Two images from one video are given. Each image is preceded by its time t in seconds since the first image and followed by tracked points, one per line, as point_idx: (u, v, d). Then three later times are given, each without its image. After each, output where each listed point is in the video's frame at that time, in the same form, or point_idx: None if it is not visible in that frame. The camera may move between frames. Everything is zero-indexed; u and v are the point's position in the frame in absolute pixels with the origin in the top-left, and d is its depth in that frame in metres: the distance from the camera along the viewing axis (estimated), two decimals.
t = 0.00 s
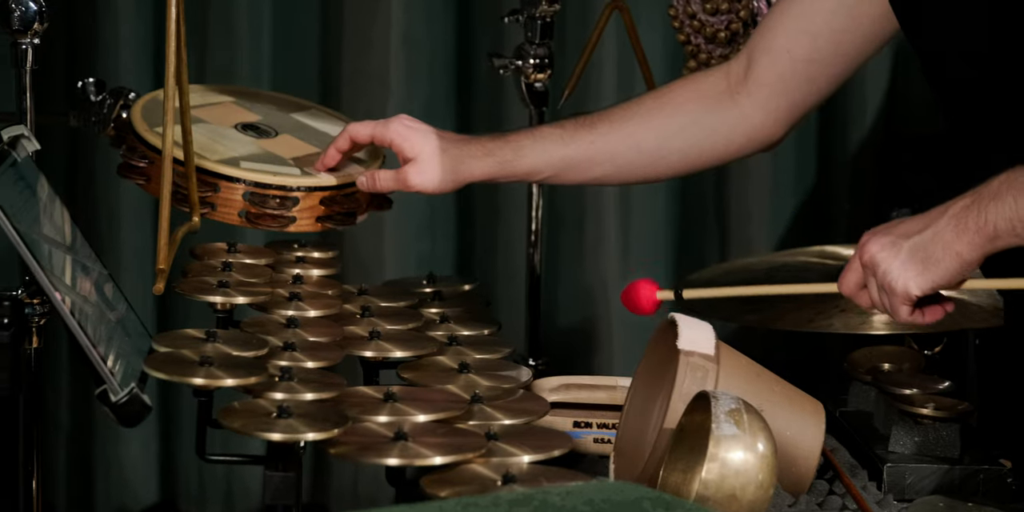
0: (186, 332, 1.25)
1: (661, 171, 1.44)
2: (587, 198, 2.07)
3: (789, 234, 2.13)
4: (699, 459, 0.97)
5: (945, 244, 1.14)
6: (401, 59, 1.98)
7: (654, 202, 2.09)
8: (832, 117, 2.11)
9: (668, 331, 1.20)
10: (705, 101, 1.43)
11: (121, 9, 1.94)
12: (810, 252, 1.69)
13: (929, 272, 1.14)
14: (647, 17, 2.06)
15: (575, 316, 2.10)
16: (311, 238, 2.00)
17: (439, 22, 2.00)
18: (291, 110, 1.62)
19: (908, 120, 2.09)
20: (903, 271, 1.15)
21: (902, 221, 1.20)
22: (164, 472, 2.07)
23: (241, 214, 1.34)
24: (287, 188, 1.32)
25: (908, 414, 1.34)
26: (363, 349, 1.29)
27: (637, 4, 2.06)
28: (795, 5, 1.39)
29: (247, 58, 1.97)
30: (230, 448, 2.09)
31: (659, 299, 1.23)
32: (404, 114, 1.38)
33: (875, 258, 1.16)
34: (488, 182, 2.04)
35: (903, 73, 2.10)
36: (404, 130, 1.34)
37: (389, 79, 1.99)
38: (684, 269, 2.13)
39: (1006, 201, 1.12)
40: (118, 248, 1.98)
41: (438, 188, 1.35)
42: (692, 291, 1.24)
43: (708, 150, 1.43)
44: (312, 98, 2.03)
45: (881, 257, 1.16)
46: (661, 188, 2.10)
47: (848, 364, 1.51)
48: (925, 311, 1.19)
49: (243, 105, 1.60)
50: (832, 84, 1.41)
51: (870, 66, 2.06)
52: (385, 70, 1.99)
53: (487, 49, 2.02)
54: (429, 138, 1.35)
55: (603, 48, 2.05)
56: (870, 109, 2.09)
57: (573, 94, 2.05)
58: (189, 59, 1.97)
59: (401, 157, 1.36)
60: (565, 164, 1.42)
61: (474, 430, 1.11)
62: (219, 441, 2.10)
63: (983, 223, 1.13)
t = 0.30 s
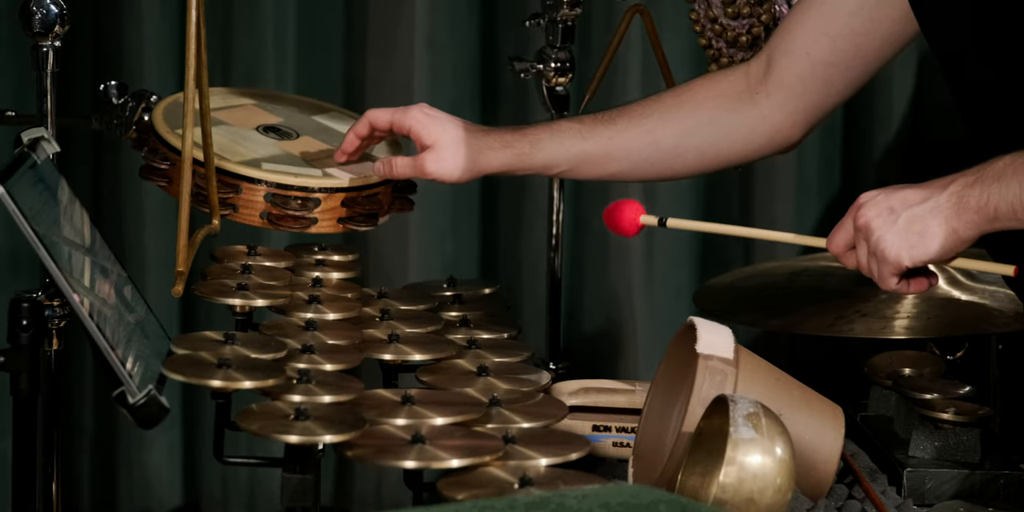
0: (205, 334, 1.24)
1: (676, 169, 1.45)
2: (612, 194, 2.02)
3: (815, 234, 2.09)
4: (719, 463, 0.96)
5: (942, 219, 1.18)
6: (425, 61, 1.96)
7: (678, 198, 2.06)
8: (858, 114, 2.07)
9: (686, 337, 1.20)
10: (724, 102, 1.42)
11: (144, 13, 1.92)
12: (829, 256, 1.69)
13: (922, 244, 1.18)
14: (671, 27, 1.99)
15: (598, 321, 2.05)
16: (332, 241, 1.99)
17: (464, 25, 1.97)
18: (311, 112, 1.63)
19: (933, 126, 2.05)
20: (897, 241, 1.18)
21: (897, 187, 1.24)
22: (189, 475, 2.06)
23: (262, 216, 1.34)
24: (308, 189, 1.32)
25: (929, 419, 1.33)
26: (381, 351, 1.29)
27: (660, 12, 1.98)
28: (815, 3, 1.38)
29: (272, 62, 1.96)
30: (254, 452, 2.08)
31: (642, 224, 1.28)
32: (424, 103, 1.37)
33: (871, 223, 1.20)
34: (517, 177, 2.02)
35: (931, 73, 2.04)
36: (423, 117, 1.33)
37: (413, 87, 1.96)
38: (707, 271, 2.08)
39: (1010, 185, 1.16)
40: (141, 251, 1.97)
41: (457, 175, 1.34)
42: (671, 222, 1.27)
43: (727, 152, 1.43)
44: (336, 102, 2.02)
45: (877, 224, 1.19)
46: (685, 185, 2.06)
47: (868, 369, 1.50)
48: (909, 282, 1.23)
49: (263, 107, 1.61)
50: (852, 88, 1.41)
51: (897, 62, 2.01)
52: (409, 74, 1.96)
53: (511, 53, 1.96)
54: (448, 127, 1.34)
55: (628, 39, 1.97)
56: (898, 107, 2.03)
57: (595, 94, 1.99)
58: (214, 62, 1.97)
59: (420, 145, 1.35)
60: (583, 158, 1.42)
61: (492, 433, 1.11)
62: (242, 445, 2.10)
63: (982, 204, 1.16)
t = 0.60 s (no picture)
0: (226, 340, 1.24)
1: (700, 174, 1.44)
2: (634, 198, 2.02)
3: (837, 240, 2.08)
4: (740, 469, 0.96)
5: (992, 245, 1.14)
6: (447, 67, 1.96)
7: (701, 204, 2.03)
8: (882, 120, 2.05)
9: (706, 343, 1.20)
10: (747, 108, 1.42)
11: (166, 17, 1.93)
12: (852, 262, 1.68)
13: (971, 270, 1.13)
14: (694, 31, 1.98)
15: (620, 324, 2.05)
16: (353, 245, 2.00)
17: (486, 29, 1.97)
18: (332, 116, 1.63)
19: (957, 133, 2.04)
20: (944, 266, 1.13)
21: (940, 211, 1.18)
22: (210, 481, 2.06)
23: (283, 220, 1.34)
24: (329, 194, 1.33)
25: (950, 426, 1.32)
26: (402, 356, 1.30)
27: (683, 17, 1.98)
28: (839, 12, 1.37)
29: (295, 68, 1.96)
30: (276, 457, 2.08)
31: (677, 236, 1.25)
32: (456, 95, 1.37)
33: (918, 247, 1.14)
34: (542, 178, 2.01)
35: (955, 79, 2.03)
36: (451, 108, 1.34)
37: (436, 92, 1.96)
38: (730, 276, 2.07)
39: None
40: (163, 256, 1.98)
41: (479, 170, 1.35)
42: (707, 234, 1.24)
43: (748, 158, 1.43)
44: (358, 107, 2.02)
45: (923, 248, 1.14)
46: (708, 190, 2.03)
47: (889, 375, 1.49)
48: (956, 308, 1.17)
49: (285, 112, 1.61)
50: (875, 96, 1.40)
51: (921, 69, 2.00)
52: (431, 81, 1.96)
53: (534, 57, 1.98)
54: (474, 121, 1.35)
55: (650, 44, 1.97)
56: (920, 113, 2.03)
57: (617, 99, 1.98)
58: (236, 67, 1.97)
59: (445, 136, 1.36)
60: (603, 160, 1.42)
61: (512, 438, 1.11)
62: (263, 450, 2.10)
63: None
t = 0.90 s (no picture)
0: (244, 344, 1.24)
1: (719, 193, 1.44)
2: (655, 219, 2.01)
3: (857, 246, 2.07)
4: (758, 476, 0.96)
5: None
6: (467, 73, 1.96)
7: (721, 222, 2.02)
8: (902, 128, 2.03)
9: (725, 348, 1.19)
10: (767, 121, 1.42)
11: (187, 23, 1.94)
12: (871, 269, 1.67)
13: (1018, 315, 1.15)
14: (714, 36, 1.98)
15: (639, 329, 2.04)
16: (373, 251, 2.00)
17: (506, 35, 1.98)
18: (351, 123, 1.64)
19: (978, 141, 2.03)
20: (991, 319, 1.16)
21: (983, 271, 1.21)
22: (227, 486, 2.06)
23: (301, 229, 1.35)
24: (347, 203, 1.32)
25: (969, 432, 1.32)
26: (420, 362, 1.30)
27: (702, 23, 1.98)
28: (854, 20, 1.37)
29: (315, 74, 1.97)
30: (294, 463, 2.09)
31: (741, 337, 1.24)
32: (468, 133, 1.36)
33: (963, 309, 1.18)
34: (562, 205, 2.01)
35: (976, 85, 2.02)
36: (466, 150, 1.32)
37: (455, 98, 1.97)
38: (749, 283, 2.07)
39: None
40: (183, 261, 1.98)
41: (497, 207, 1.33)
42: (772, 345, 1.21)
43: (766, 165, 1.42)
44: (377, 113, 2.02)
45: (968, 308, 1.17)
46: (728, 207, 2.02)
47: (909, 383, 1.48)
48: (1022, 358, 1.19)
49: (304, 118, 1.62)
50: (894, 104, 1.40)
51: (941, 74, 2.00)
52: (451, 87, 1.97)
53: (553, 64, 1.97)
54: (490, 158, 1.33)
55: (669, 51, 1.97)
56: (940, 119, 2.02)
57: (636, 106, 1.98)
58: (257, 73, 1.97)
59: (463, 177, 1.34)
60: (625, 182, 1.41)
61: (529, 444, 1.11)
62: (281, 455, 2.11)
63: None
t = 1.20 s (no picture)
0: (257, 349, 1.25)
1: (729, 188, 1.43)
2: (668, 214, 2.01)
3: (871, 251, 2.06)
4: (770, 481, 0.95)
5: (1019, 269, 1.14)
6: (482, 77, 1.96)
7: (734, 219, 2.02)
8: (918, 132, 2.03)
9: (738, 354, 1.18)
10: (776, 118, 1.41)
11: (200, 25, 1.94)
12: (884, 274, 1.67)
13: (999, 293, 1.13)
14: (728, 42, 1.98)
15: (652, 336, 2.04)
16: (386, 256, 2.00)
17: (520, 39, 1.98)
18: (364, 127, 1.64)
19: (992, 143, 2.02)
20: (975, 294, 1.13)
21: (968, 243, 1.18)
22: (241, 489, 2.07)
23: (314, 231, 1.34)
24: (360, 205, 1.33)
25: (982, 438, 1.32)
26: (432, 367, 1.30)
27: (716, 27, 1.97)
28: (868, 22, 1.37)
29: (329, 78, 1.97)
30: (307, 467, 2.09)
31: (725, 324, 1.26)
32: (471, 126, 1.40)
33: (947, 280, 1.14)
34: (575, 194, 2.01)
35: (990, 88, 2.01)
36: (474, 139, 1.36)
37: (468, 103, 1.97)
38: (762, 287, 2.06)
39: None
40: (196, 265, 1.99)
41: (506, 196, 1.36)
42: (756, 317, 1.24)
43: (778, 169, 1.42)
44: (391, 118, 2.02)
45: (952, 279, 1.13)
46: (742, 201, 2.02)
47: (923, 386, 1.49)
48: (996, 335, 1.17)
49: (318, 122, 1.62)
50: (906, 106, 1.39)
51: (957, 75, 1.98)
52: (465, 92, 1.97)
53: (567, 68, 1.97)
54: (498, 147, 1.37)
55: (683, 54, 1.96)
56: (957, 123, 2.00)
57: (650, 109, 1.98)
58: (271, 76, 1.97)
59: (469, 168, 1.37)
60: (632, 177, 1.42)
61: (541, 449, 1.11)
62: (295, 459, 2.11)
63: None
